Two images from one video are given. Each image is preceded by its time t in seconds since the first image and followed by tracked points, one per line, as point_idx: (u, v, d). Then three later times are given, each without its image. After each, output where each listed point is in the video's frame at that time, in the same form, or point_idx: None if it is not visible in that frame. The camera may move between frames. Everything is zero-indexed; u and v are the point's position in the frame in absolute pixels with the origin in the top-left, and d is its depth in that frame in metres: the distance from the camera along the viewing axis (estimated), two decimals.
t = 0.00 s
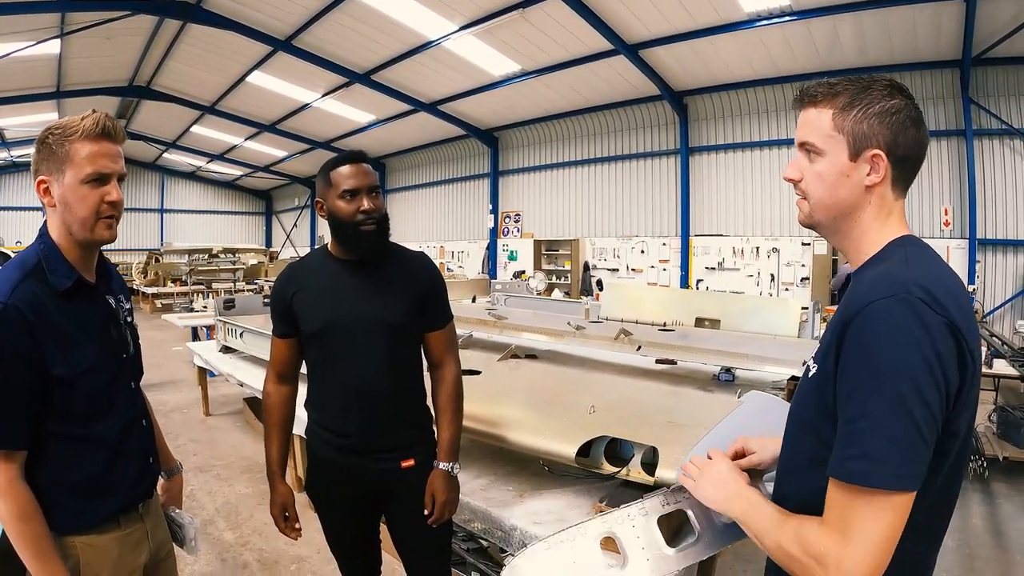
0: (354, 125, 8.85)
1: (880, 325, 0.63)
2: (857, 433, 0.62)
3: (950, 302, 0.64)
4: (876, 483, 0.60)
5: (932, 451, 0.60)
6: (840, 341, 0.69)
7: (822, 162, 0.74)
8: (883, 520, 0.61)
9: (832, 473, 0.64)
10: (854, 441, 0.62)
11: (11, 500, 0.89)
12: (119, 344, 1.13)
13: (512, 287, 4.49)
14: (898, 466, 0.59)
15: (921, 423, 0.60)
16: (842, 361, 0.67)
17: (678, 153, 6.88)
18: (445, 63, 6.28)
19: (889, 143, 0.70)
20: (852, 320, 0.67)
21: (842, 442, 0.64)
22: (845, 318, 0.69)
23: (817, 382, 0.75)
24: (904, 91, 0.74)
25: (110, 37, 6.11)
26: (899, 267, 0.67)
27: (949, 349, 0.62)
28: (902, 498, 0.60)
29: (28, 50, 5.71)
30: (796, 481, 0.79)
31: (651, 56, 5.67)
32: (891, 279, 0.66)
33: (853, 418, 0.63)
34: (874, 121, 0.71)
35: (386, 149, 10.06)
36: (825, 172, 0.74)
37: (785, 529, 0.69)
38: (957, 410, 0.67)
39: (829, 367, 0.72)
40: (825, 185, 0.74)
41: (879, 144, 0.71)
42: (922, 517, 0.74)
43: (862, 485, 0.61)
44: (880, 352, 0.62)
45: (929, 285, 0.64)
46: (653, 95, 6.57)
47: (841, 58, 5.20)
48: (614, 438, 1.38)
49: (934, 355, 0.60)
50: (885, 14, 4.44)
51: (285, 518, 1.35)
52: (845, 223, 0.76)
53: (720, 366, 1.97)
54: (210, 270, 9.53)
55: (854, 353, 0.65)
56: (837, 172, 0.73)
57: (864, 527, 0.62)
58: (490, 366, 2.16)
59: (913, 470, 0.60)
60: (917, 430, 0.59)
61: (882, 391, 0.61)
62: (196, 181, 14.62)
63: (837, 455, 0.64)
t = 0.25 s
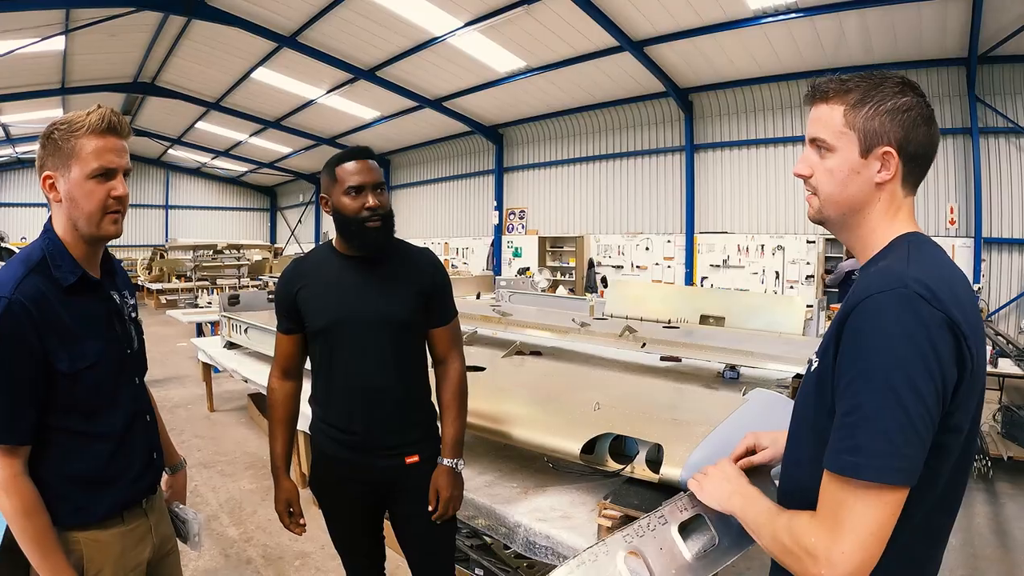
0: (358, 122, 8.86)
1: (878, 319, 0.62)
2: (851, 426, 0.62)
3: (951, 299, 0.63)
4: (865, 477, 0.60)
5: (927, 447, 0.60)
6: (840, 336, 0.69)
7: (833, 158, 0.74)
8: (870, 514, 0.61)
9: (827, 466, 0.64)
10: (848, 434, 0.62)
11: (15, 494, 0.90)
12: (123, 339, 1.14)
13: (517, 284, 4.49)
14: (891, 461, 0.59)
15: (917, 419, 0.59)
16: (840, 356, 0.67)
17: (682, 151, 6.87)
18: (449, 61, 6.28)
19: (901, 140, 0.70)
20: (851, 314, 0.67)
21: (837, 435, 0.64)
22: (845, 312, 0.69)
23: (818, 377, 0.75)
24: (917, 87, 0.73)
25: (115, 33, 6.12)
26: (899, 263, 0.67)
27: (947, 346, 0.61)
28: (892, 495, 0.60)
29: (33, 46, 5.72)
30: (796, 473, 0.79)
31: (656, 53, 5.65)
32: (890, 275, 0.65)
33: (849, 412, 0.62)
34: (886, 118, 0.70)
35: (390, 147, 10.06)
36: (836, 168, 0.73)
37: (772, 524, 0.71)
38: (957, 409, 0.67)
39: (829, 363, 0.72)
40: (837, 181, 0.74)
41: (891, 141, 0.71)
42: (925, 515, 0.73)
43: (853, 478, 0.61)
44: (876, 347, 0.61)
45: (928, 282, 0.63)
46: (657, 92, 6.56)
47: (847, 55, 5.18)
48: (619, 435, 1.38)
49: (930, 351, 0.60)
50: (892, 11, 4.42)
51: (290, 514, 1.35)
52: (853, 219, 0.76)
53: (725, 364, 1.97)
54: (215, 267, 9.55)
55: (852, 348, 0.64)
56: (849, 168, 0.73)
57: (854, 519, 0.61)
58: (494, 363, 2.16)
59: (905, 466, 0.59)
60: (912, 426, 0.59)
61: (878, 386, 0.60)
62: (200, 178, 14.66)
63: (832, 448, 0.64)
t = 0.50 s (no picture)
0: (364, 126, 8.89)
1: (885, 327, 0.62)
2: (857, 433, 0.62)
3: (958, 307, 0.63)
4: (870, 485, 0.60)
5: (934, 455, 0.59)
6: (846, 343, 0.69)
7: (840, 167, 0.74)
8: (883, 524, 0.61)
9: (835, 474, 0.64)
10: (854, 441, 0.62)
11: (25, 496, 0.90)
12: (132, 343, 1.14)
13: (524, 289, 4.50)
14: (897, 469, 0.59)
15: (923, 428, 0.59)
16: (848, 364, 0.67)
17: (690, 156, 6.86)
18: (455, 65, 6.30)
19: (907, 148, 0.70)
20: (857, 322, 0.67)
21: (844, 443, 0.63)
22: (852, 320, 0.69)
23: (826, 385, 0.75)
24: (923, 94, 0.73)
25: (123, 38, 6.16)
26: (905, 271, 0.66)
27: (952, 354, 0.60)
28: (899, 503, 0.60)
29: (43, 52, 5.77)
30: (804, 479, 0.79)
31: (662, 57, 5.65)
32: (897, 282, 0.65)
33: (855, 420, 0.62)
34: (893, 126, 0.70)
35: (395, 150, 10.10)
36: (844, 177, 0.73)
37: (783, 534, 0.70)
38: (965, 419, 0.66)
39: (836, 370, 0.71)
40: (844, 190, 0.73)
41: (898, 149, 0.70)
42: (934, 524, 0.73)
43: (860, 486, 0.61)
44: (882, 355, 0.61)
45: (935, 289, 0.63)
46: (663, 96, 6.56)
47: (855, 60, 5.18)
48: (626, 441, 1.38)
49: (935, 359, 0.59)
50: (900, 16, 4.41)
51: (297, 519, 1.35)
52: (860, 227, 0.76)
53: (733, 369, 1.97)
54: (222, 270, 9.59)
55: (859, 355, 0.64)
56: (856, 177, 0.72)
57: (865, 530, 0.61)
58: (502, 368, 2.17)
59: (911, 475, 0.59)
60: (917, 434, 0.58)
61: (884, 393, 0.60)
62: (206, 182, 14.74)
63: (839, 456, 0.63)
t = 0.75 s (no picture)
0: (366, 128, 8.90)
1: (897, 333, 0.62)
2: (869, 438, 0.61)
3: (970, 313, 0.63)
4: (882, 491, 0.60)
5: (945, 462, 0.59)
6: (857, 348, 0.69)
7: (836, 175, 0.74)
8: (894, 530, 0.60)
9: (843, 479, 0.64)
10: (865, 447, 0.61)
11: (25, 497, 0.90)
12: (131, 345, 1.14)
13: (525, 292, 4.50)
14: (908, 475, 0.59)
15: (935, 434, 0.59)
16: (860, 369, 0.66)
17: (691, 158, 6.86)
18: (456, 67, 6.31)
19: (899, 150, 0.70)
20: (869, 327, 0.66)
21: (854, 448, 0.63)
22: (863, 325, 0.68)
23: (834, 390, 0.75)
24: (913, 94, 0.73)
25: (126, 41, 6.18)
26: (918, 276, 0.66)
27: (965, 360, 0.60)
28: (909, 509, 0.60)
29: (45, 54, 5.78)
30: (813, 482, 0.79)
31: (663, 59, 5.65)
32: (909, 288, 0.65)
33: (867, 425, 0.62)
34: (881, 129, 0.71)
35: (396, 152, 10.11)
36: (841, 184, 0.73)
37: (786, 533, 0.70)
38: (974, 424, 0.67)
39: (846, 375, 0.71)
40: (842, 198, 0.74)
41: (889, 152, 0.70)
42: (940, 529, 0.73)
43: (872, 492, 0.60)
44: (893, 361, 0.61)
45: (947, 296, 0.63)
46: (664, 99, 6.55)
47: (856, 62, 5.17)
48: (627, 445, 1.38)
49: (948, 365, 0.59)
50: (901, 19, 4.41)
51: (298, 523, 1.35)
52: (862, 233, 0.75)
53: (735, 373, 1.96)
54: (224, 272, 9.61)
55: (871, 360, 0.64)
56: (851, 184, 0.73)
57: (875, 536, 0.61)
58: (503, 371, 2.17)
59: (922, 481, 0.59)
60: (929, 439, 0.58)
61: (896, 399, 0.60)
62: (208, 183, 14.75)
63: (848, 461, 0.63)
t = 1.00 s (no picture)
0: (363, 127, 8.88)
1: (905, 331, 0.62)
2: (879, 436, 0.61)
3: (974, 307, 0.63)
4: (898, 488, 0.59)
5: (954, 457, 0.59)
6: (863, 346, 0.68)
7: (832, 171, 0.74)
8: (910, 528, 0.60)
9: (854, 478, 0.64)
10: (875, 446, 0.61)
11: (17, 497, 0.90)
12: (124, 343, 1.14)
13: (522, 290, 4.49)
14: (920, 472, 0.59)
15: (945, 430, 0.59)
16: (866, 366, 0.66)
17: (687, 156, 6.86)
18: (454, 65, 6.30)
19: (895, 146, 0.70)
20: (876, 324, 0.66)
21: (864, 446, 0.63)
22: (869, 322, 0.68)
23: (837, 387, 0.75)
24: (908, 92, 0.74)
25: (122, 39, 6.15)
26: (923, 272, 0.67)
27: (971, 354, 0.61)
28: (923, 505, 0.60)
29: (41, 52, 5.76)
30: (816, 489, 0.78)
31: (661, 58, 5.65)
32: (915, 284, 0.65)
33: (877, 423, 0.62)
34: (877, 125, 0.71)
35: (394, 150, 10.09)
36: (837, 180, 0.74)
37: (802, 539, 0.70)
38: (977, 418, 0.67)
39: (851, 372, 0.71)
40: (838, 193, 0.74)
41: (885, 147, 0.71)
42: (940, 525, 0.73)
43: (886, 490, 0.60)
44: (904, 357, 0.61)
45: (954, 291, 0.63)
46: (662, 97, 6.55)
47: (853, 60, 5.18)
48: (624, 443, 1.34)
49: (956, 358, 0.59)
50: (897, 16, 4.41)
51: (293, 521, 1.35)
52: (859, 230, 0.76)
53: (731, 370, 1.96)
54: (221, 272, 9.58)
55: (878, 357, 0.64)
56: (848, 180, 0.73)
57: (891, 535, 0.60)
58: (500, 369, 2.17)
59: (934, 477, 0.59)
60: (940, 434, 0.59)
61: (905, 396, 0.60)
62: (205, 182, 14.72)
63: (858, 459, 0.63)
